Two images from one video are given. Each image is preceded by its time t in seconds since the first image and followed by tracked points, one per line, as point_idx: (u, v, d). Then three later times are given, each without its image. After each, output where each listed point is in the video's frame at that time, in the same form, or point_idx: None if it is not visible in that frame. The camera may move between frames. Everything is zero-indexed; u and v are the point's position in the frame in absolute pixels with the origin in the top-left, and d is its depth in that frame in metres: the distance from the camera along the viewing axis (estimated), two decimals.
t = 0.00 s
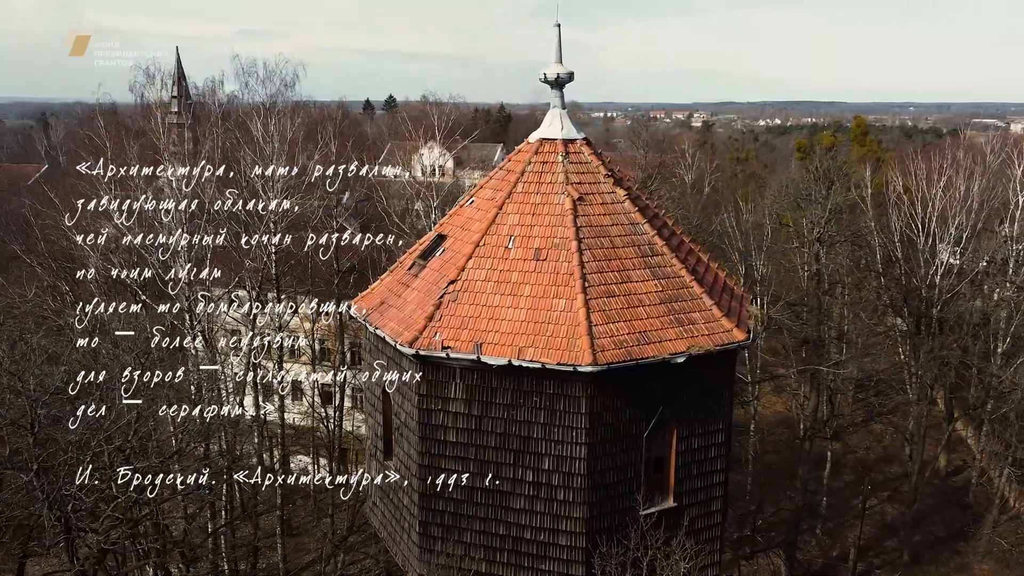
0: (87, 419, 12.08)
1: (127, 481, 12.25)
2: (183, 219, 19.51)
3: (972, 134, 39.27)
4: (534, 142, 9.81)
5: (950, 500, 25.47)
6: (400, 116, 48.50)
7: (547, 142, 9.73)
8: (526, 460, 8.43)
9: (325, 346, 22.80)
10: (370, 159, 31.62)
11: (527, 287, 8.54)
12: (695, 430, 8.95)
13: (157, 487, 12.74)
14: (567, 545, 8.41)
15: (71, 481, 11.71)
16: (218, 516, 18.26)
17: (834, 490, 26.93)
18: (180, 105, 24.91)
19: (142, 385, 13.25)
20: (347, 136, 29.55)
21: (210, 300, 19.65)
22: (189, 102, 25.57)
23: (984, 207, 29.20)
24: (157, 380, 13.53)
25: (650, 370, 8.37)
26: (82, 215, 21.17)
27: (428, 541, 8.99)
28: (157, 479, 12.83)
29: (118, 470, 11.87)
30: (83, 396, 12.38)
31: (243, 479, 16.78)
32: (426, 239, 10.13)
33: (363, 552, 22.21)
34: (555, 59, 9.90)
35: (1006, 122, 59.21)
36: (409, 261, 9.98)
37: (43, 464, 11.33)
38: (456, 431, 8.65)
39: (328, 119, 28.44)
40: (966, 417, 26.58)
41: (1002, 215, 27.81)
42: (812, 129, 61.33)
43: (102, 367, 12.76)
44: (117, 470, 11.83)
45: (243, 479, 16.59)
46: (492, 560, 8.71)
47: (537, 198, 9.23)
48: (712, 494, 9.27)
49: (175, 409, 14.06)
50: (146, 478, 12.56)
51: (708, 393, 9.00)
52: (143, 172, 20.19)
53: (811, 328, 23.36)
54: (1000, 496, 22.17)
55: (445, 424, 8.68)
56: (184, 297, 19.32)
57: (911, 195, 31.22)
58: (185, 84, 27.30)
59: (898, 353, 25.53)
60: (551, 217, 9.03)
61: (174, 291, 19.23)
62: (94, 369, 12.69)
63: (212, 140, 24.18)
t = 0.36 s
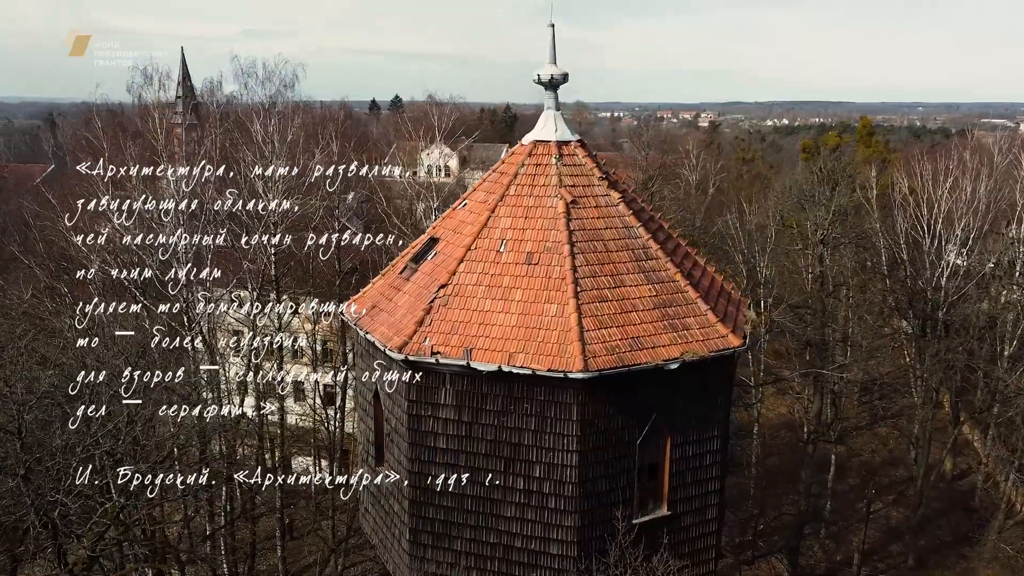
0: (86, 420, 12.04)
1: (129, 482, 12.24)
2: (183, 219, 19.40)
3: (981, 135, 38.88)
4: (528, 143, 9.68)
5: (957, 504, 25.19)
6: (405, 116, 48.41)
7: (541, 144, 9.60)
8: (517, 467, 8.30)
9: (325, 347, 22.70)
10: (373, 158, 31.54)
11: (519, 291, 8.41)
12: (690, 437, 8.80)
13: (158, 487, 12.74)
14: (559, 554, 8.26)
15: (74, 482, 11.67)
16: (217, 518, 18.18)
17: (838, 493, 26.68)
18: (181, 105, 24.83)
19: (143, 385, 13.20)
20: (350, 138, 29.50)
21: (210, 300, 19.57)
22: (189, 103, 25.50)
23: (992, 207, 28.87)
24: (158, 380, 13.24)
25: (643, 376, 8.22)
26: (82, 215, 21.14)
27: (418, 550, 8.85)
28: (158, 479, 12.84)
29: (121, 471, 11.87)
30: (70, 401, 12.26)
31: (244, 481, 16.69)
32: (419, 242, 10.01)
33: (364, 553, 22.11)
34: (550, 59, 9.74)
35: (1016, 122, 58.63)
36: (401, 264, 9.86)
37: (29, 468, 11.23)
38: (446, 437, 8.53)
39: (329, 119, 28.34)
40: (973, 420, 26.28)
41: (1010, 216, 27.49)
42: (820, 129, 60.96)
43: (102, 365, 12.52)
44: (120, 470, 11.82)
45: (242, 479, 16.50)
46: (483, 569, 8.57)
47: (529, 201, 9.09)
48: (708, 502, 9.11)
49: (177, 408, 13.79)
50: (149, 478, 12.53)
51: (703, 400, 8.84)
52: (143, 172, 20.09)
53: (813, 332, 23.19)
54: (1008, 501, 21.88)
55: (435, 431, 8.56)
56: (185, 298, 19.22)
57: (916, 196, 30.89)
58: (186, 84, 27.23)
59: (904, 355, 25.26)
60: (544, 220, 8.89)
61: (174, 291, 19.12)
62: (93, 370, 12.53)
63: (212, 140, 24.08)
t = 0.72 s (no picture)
0: (89, 419, 11.98)
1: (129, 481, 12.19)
2: (182, 219, 19.29)
3: (989, 135, 38.50)
4: (519, 146, 9.53)
5: (964, 509, 24.88)
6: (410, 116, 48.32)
7: (532, 146, 9.45)
8: (505, 476, 8.15)
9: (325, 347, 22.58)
10: (375, 159, 31.42)
11: (508, 297, 8.25)
12: (683, 445, 8.63)
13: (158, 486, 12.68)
14: (548, 565, 8.10)
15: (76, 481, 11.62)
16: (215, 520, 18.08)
17: (843, 496, 26.41)
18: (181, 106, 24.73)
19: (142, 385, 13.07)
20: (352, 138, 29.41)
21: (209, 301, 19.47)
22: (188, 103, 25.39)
23: (999, 208, 28.52)
24: (157, 379, 13.11)
25: (634, 383, 8.06)
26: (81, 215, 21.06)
27: (406, 558, 8.70)
28: (158, 479, 12.79)
29: (121, 471, 11.81)
30: (60, 403, 12.10)
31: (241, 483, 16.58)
32: (410, 246, 9.88)
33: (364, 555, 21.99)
34: (542, 59, 9.57)
35: None
36: (391, 269, 9.74)
37: (19, 471, 11.11)
38: (434, 445, 8.39)
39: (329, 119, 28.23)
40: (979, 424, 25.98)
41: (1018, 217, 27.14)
42: (827, 129, 60.58)
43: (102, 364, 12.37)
44: (121, 470, 11.76)
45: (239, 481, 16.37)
46: None
47: (520, 204, 8.94)
48: (702, 511, 8.93)
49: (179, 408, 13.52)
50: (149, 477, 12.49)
51: (696, 408, 8.67)
52: (142, 173, 20.01)
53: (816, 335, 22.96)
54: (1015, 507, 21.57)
55: (423, 438, 8.43)
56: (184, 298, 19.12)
57: (922, 197, 30.58)
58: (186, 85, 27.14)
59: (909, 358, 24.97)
60: (535, 224, 8.73)
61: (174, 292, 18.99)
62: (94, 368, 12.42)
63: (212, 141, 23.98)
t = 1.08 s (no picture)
0: (88, 419, 11.94)
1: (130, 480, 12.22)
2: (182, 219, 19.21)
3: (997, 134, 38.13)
4: (510, 147, 9.38)
5: (969, 513, 24.60)
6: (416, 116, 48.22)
7: (524, 147, 9.30)
8: (493, 483, 8.00)
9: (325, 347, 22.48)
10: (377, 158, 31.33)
11: (496, 300, 8.11)
12: (675, 452, 8.46)
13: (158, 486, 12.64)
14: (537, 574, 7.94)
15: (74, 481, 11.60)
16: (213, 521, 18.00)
17: (847, 500, 26.16)
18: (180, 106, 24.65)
19: (142, 385, 12.99)
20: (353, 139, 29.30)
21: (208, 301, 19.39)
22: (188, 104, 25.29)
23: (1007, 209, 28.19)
24: (155, 379, 13.04)
25: (624, 389, 7.90)
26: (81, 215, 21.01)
27: (393, 566, 8.56)
28: (158, 478, 12.76)
29: (121, 470, 11.83)
30: (52, 405, 11.99)
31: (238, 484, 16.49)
32: (400, 248, 9.74)
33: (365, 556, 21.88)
34: (534, 59, 9.42)
35: None
36: (381, 271, 9.61)
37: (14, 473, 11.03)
38: (421, 451, 8.26)
39: (330, 119, 28.14)
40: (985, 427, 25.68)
41: None
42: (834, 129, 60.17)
43: (99, 365, 12.25)
44: (121, 469, 11.78)
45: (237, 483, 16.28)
46: None
47: (510, 206, 8.79)
48: (695, 519, 8.76)
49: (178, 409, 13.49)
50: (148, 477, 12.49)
51: (688, 414, 8.50)
52: (143, 173, 19.96)
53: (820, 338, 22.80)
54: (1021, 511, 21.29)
55: (410, 444, 8.29)
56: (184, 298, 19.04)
57: (929, 198, 30.26)
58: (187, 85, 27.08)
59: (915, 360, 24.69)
60: (525, 227, 8.58)
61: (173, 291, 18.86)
62: (94, 369, 12.30)
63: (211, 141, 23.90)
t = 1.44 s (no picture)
0: (87, 419, 11.96)
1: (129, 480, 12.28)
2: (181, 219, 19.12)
3: (1005, 134, 37.76)
4: (502, 147, 9.24)
5: (975, 516, 24.34)
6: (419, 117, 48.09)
7: (516, 149, 9.17)
8: (481, 490, 7.87)
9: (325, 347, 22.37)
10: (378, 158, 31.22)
11: (485, 304, 7.98)
12: (667, 458, 8.31)
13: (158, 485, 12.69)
14: None
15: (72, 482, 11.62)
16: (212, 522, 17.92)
17: (851, 503, 25.92)
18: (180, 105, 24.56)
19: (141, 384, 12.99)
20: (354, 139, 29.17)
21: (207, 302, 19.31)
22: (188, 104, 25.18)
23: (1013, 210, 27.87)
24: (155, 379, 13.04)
25: (615, 395, 7.75)
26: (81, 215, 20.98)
27: (382, 573, 8.43)
28: (157, 479, 12.78)
29: (120, 470, 11.88)
30: (44, 406, 11.89)
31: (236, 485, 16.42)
32: (390, 251, 9.62)
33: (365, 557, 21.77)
34: (526, 57, 9.28)
35: None
36: (371, 274, 9.49)
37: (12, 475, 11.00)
38: (409, 456, 8.13)
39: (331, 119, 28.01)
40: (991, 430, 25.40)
41: None
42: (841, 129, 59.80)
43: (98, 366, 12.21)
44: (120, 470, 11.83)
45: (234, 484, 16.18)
46: None
47: (501, 209, 8.66)
48: (688, 526, 8.61)
49: (177, 409, 13.46)
50: (146, 478, 12.52)
51: (680, 420, 8.35)
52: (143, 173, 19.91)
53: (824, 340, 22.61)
54: None
55: (398, 449, 8.16)
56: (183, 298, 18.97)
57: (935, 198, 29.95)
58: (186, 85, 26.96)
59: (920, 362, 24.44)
60: (515, 229, 8.45)
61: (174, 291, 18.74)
62: (93, 369, 12.24)
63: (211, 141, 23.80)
